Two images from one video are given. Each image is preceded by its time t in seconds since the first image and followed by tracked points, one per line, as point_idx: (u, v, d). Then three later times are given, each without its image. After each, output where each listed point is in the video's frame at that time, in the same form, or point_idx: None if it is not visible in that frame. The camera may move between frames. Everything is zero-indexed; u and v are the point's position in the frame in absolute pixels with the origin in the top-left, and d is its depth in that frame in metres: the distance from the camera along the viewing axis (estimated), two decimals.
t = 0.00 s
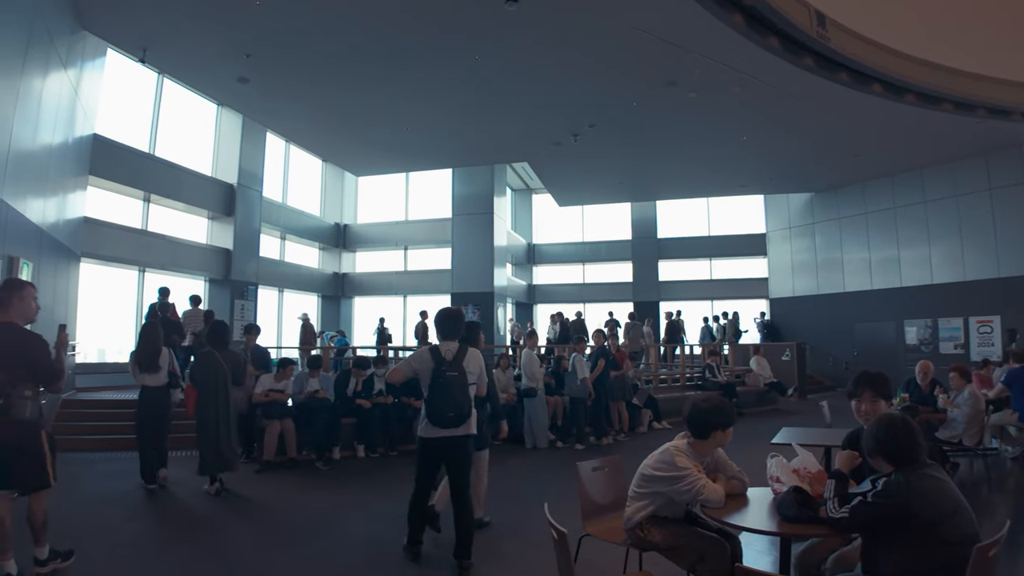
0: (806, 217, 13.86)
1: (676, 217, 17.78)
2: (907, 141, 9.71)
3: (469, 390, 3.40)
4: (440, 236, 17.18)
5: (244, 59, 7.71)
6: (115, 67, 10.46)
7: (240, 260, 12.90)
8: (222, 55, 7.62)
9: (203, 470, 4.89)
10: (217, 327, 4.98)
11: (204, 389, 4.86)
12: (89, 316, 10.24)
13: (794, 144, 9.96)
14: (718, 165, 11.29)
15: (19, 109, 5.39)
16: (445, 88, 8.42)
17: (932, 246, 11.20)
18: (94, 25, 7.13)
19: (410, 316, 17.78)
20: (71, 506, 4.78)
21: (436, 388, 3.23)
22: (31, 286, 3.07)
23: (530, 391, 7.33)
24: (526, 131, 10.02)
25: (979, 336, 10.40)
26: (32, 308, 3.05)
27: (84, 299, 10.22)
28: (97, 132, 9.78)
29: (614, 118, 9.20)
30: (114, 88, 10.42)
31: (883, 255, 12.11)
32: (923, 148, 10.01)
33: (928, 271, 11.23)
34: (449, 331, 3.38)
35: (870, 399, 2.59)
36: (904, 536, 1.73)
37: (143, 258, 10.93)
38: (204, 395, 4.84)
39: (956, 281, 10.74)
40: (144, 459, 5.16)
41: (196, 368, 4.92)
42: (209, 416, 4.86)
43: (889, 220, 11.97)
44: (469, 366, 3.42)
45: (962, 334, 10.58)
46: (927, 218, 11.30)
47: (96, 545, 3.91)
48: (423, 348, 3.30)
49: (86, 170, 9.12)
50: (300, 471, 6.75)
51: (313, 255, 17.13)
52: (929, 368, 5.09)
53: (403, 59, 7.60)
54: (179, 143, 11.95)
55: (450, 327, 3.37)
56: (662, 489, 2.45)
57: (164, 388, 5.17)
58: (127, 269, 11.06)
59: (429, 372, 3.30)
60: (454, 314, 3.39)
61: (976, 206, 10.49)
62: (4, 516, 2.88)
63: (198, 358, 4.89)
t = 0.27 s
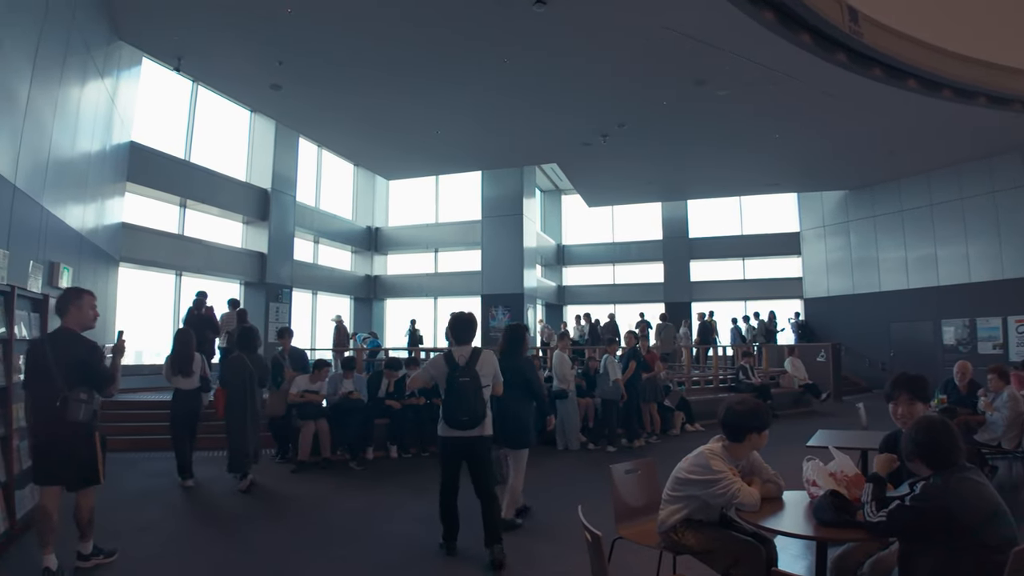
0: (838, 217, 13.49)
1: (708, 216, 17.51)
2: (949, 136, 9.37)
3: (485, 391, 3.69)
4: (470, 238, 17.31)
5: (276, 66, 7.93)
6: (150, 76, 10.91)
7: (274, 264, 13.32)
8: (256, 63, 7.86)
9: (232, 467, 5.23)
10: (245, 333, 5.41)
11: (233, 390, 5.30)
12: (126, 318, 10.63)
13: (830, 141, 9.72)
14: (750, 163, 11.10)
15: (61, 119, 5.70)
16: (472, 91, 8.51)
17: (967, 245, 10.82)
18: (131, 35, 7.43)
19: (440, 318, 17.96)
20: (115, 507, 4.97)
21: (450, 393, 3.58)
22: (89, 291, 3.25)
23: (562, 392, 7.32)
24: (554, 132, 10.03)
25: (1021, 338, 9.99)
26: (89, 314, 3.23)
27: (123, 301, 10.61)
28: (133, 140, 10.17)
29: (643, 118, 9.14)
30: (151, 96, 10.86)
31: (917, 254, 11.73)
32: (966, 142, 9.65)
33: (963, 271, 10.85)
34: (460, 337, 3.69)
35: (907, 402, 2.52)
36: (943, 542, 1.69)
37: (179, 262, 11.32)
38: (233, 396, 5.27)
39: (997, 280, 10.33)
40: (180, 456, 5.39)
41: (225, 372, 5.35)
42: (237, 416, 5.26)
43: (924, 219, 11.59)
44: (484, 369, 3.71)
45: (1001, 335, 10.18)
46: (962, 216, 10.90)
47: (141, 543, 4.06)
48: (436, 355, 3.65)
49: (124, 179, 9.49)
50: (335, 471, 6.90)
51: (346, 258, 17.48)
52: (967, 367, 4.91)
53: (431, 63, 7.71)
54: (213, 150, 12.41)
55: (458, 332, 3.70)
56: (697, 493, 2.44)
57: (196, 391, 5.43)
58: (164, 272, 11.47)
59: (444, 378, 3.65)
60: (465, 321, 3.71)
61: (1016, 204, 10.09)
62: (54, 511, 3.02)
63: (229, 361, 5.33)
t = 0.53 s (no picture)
0: (875, 215, 13.09)
1: (741, 215, 17.19)
2: (994, 130, 9.02)
3: (504, 389, 3.99)
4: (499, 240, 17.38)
5: (307, 73, 8.13)
6: (183, 84, 11.37)
7: (307, 268, 13.68)
8: (288, 70, 8.09)
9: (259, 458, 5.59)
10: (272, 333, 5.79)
11: (262, 388, 5.67)
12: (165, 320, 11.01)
13: (867, 138, 9.46)
14: (783, 162, 10.88)
15: (98, 127, 5.95)
16: (499, 93, 8.58)
17: (1005, 244, 10.43)
18: (161, 43, 7.70)
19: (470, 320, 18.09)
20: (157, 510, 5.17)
21: (473, 389, 3.84)
22: (146, 297, 3.42)
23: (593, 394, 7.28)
24: (583, 133, 10.01)
25: None
26: (145, 318, 3.41)
27: (162, 305, 11.00)
28: (169, 147, 10.54)
29: (673, 117, 9.06)
30: (185, 104, 11.29)
31: (955, 252, 11.31)
32: (1013, 136, 9.26)
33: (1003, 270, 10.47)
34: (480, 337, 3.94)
35: (943, 405, 2.46)
36: (985, 547, 1.65)
37: (214, 266, 11.68)
38: (262, 393, 5.65)
39: None
40: (208, 454, 5.85)
41: (256, 370, 5.72)
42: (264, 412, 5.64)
43: (961, 216, 11.18)
44: (503, 369, 4.01)
45: None
46: (1001, 213, 10.50)
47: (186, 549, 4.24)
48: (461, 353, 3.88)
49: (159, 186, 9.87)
50: (368, 472, 7.04)
51: (378, 261, 17.77)
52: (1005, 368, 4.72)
53: (459, 66, 7.80)
54: (246, 156, 12.81)
55: (477, 332, 3.93)
56: (732, 496, 2.42)
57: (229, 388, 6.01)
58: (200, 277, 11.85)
59: (467, 375, 3.91)
60: (487, 322, 3.96)
61: None
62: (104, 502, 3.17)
63: (258, 360, 5.71)
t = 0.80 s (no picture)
0: (909, 213, 12.71)
1: (775, 215, 16.83)
2: None
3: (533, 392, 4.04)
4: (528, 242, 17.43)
5: (339, 79, 8.33)
6: (220, 93, 11.78)
7: (340, 271, 14.02)
8: (321, 77, 8.31)
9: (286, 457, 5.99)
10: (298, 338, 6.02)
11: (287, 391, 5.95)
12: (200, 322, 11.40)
13: (906, 135, 9.19)
14: (818, 160, 10.64)
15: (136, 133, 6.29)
16: (527, 95, 8.64)
17: None
18: (200, 54, 8.02)
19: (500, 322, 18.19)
20: (199, 506, 5.37)
21: (504, 390, 3.88)
22: (191, 300, 3.58)
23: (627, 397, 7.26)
24: (611, 134, 10.00)
25: None
26: (190, 320, 3.58)
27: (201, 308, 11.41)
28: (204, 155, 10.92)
29: (703, 117, 8.97)
30: (220, 112, 11.68)
31: (994, 251, 10.87)
32: None
33: None
34: (509, 340, 4.01)
35: (980, 408, 2.40)
36: None
37: (248, 270, 12.02)
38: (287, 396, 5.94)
39: None
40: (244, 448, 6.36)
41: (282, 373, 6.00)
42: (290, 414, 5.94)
43: (1000, 214, 10.77)
44: (531, 371, 4.07)
45: None
46: None
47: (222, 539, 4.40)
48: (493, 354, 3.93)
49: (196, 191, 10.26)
50: (401, 472, 7.17)
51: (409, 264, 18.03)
52: None
53: (487, 69, 7.88)
54: (279, 162, 13.20)
55: (506, 334, 3.99)
56: (768, 500, 2.40)
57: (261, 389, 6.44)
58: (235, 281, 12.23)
59: (498, 376, 3.95)
60: (517, 325, 4.02)
61: None
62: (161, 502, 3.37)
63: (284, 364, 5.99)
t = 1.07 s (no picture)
0: (946, 210, 12.32)
1: (810, 213, 16.45)
2: None
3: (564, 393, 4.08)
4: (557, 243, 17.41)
5: (369, 84, 8.51)
6: (253, 100, 12.19)
7: (371, 273, 14.28)
8: (352, 82, 8.50)
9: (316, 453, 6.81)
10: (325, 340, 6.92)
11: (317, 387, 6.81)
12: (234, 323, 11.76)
13: (946, 129, 8.89)
14: (854, 157, 10.37)
15: (172, 141, 6.74)
16: (555, 96, 8.67)
17: None
18: (235, 61, 8.32)
19: (530, 323, 18.20)
20: (239, 503, 5.56)
21: (537, 390, 3.92)
22: (233, 304, 3.72)
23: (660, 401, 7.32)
24: (640, 133, 9.94)
25: None
26: (232, 322, 3.73)
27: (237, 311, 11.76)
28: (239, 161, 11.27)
29: (734, 115, 8.85)
30: (253, 118, 12.07)
31: None
32: None
33: None
34: (541, 341, 4.04)
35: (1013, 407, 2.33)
36: None
37: (282, 273, 12.35)
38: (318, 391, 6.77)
39: None
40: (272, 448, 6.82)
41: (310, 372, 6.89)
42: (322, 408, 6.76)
43: None
44: (563, 373, 4.10)
45: None
46: None
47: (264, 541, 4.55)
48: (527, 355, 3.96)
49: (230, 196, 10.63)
50: (433, 473, 7.27)
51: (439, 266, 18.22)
52: None
53: (515, 70, 7.93)
54: (311, 166, 13.54)
55: (540, 336, 4.03)
56: (805, 503, 2.38)
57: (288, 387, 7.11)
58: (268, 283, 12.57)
59: (530, 377, 3.99)
60: (549, 327, 4.06)
61: None
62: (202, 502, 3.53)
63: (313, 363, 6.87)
